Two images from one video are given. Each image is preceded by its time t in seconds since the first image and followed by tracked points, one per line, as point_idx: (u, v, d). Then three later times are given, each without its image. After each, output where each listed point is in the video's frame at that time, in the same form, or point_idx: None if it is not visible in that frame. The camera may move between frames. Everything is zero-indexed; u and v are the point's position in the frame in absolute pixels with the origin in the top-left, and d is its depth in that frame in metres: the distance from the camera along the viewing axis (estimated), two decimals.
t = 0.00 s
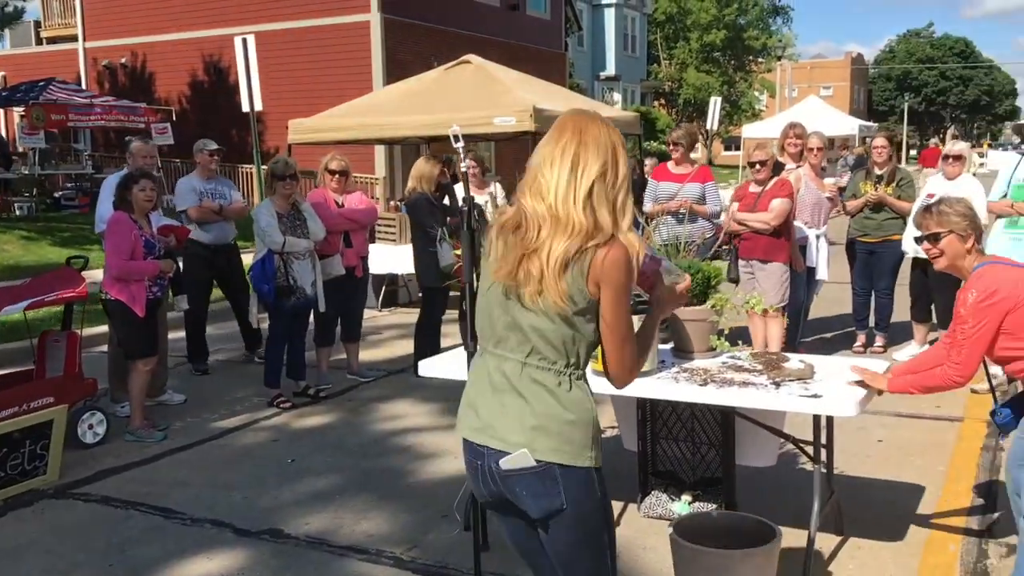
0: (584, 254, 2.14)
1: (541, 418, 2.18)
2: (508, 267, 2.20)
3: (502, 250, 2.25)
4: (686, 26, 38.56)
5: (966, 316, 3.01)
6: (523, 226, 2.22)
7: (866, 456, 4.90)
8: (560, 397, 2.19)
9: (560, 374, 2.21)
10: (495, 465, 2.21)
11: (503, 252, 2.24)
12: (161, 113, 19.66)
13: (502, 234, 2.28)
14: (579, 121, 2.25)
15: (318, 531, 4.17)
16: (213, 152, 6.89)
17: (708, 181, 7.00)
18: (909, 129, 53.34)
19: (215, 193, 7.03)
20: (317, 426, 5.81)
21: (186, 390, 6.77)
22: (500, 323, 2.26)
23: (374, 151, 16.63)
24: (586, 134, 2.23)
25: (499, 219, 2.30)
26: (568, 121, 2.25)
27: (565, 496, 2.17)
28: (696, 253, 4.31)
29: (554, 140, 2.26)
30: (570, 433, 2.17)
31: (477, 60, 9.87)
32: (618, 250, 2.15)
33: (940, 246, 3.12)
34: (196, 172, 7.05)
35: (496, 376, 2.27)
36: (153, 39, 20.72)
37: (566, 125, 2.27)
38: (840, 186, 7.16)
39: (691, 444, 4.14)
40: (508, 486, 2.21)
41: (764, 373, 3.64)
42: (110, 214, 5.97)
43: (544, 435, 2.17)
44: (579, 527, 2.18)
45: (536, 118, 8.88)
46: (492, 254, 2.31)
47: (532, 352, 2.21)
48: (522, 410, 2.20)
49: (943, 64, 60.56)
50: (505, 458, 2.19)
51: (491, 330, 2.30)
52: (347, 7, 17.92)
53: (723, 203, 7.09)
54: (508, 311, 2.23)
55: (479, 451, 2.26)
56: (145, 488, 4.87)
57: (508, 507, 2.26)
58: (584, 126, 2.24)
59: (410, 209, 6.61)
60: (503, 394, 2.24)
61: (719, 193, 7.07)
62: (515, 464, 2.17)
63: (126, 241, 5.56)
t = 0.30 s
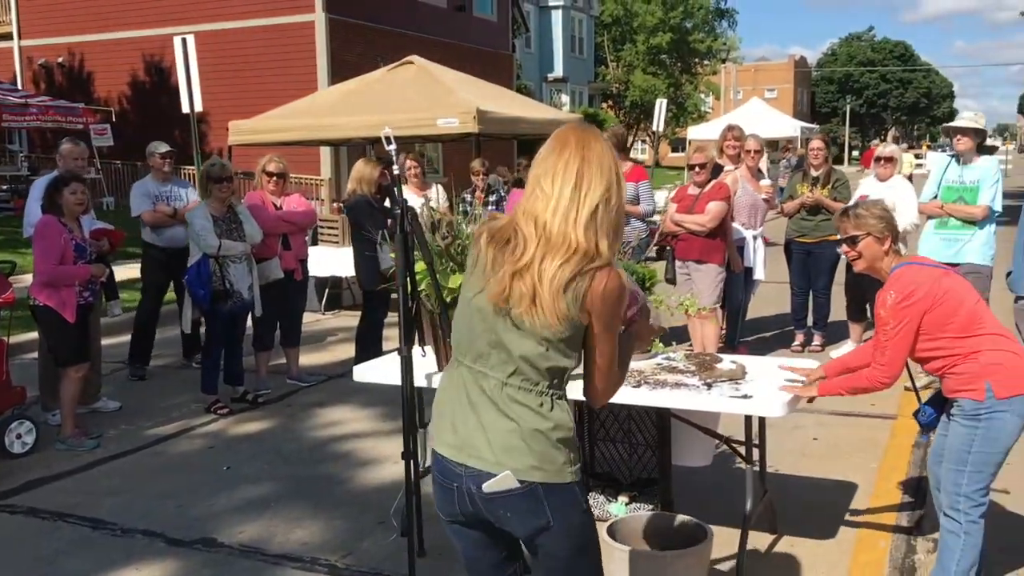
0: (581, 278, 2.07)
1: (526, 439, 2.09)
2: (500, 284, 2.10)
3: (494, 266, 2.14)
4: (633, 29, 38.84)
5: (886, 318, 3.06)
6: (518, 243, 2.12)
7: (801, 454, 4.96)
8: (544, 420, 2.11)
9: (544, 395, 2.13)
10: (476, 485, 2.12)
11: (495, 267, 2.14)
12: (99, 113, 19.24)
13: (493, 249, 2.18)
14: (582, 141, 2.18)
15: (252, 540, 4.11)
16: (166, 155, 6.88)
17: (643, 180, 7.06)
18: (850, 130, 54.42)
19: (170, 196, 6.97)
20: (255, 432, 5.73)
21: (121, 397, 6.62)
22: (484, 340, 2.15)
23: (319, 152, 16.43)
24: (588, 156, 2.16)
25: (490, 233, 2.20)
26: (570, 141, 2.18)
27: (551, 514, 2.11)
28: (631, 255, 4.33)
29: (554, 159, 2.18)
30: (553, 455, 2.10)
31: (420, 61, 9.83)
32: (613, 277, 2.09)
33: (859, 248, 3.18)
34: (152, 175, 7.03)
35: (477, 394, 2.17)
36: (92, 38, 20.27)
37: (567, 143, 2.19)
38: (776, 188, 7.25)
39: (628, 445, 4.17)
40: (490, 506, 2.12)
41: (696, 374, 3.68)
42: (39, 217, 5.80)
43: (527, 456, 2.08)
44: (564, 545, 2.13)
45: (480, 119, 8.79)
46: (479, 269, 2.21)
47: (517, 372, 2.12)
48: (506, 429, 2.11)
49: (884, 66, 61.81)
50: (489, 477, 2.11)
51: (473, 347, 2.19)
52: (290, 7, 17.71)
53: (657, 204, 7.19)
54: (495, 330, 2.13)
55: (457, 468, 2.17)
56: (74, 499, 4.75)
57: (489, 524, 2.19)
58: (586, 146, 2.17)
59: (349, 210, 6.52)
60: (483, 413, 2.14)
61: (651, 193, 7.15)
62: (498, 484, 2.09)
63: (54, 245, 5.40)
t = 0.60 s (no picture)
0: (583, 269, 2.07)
1: (549, 441, 2.05)
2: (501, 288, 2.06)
3: (488, 273, 2.09)
4: (597, 30, 38.96)
5: (834, 317, 3.09)
6: (512, 247, 2.09)
7: (756, 453, 4.98)
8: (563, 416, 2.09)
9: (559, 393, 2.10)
10: (491, 499, 2.05)
11: (490, 274, 2.09)
12: (56, 113, 18.91)
13: (483, 256, 2.12)
14: (559, 137, 2.17)
15: (203, 545, 4.06)
16: (127, 155, 6.76)
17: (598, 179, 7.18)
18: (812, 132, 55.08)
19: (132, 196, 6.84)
20: (210, 436, 5.67)
21: (74, 401, 6.51)
22: (489, 348, 2.10)
23: (282, 152, 16.27)
24: (568, 153, 2.15)
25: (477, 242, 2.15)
26: (550, 139, 2.16)
27: (566, 528, 2.07)
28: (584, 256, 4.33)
29: (532, 158, 2.16)
30: (575, 453, 2.07)
31: (381, 61, 9.79)
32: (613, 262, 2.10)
33: (807, 249, 3.21)
34: (114, 175, 6.88)
35: (488, 404, 2.11)
36: (49, 36, 19.94)
37: (544, 142, 2.18)
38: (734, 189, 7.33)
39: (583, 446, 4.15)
40: (504, 521, 2.05)
41: (650, 373, 3.69)
42: None
43: (553, 457, 2.04)
44: (576, 555, 2.09)
45: (441, 120, 8.75)
46: (469, 280, 2.15)
47: (529, 374, 2.08)
48: (526, 434, 2.06)
49: (845, 68, 62.61)
50: (506, 490, 2.04)
51: (476, 357, 2.13)
52: (252, 7, 17.54)
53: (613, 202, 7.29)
54: (499, 335, 2.09)
55: (471, 484, 2.08)
56: (23, 505, 4.66)
57: (497, 540, 2.12)
58: (564, 142, 2.16)
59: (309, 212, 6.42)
60: (500, 423, 2.08)
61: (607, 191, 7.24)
62: (515, 498, 2.02)
63: (5, 245, 5.26)
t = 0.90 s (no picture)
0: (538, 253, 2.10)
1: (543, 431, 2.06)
2: (469, 288, 2.04)
3: (451, 276, 2.06)
4: (573, 30, 39.03)
5: (801, 317, 3.09)
6: (468, 246, 2.07)
7: (725, 453, 4.99)
8: (550, 400, 2.10)
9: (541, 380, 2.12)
10: (486, 505, 2.02)
11: (453, 278, 2.06)
12: (24, 114, 18.69)
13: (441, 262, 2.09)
14: (480, 134, 2.19)
15: (166, 550, 4.00)
16: (89, 157, 6.63)
17: (565, 180, 7.19)
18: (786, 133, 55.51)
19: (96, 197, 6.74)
20: (176, 440, 5.61)
21: (38, 405, 6.41)
22: (467, 351, 2.08)
23: (254, 153, 16.15)
24: (509, 147, 2.16)
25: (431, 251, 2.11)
26: (486, 137, 2.16)
27: (562, 531, 2.05)
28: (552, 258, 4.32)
29: (465, 160, 2.16)
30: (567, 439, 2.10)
31: (353, 61, 9.74)
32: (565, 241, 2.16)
33: (774, 249, 3.20)
34: (78, 175, 6.79)
35: (476, 407, 2.08)
36: (17, 35, 19.69)
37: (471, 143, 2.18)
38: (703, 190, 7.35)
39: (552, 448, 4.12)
40: (500, 527, 2.03)
41: (616, 374, 3.68)
42: None
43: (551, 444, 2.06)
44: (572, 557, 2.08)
45: (413, 120, 8.71)
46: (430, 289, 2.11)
47: (513, 368, 2.08)
48: (521, 428, 2.06)
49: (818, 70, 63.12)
50: (502, 495, 2.02)
51: (455, 366, 2.10)
52: (224, 6, 17.41)
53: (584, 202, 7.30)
54: (475, 336, 2.07)
55: (466, 490, 2.05)
56: None
57: (493, 547, 2.09)
58: (488, 136, 2.18)
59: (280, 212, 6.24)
60: (494, 423, 2.06)
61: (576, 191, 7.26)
62: (512, 501, 2.01)
63: None
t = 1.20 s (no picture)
0: (518, 265, 2.05)
1: (498, 443, 2.02)
2: (438, 289, 2.01)
3: (422, 273, 2.03)
4: (549, 31, 39.04)
5: (774, 316, 3.07)
6: (446, 245, 2.04)
7: (699, 453, 4.97)
8: (510, 416, 2.06)
9: (504, 393, 2.07)
10: (452, 507, 2.00)
11: (425, 275, 2.03)
12: None
13: (414, 256, 2.06)
14: (475, 130, 2.15)
15: (133, 557, 3.93)
16: (56, 157, 6.51)
17: (540, 181, 7.20)
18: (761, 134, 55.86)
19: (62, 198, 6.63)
20: (145, 444, 5.53)
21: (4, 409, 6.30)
22: (430, 351, 2.04)
23: (228, 153, 16.01)
24: (494, 145, 2.13)
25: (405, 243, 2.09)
26: (469, 131, 2.14)
27: (523, 529, 2.06)
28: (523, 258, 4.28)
29: (455, 154, 2.13)
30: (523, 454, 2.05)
31: (327, 61, 9.68)
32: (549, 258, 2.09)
33: (749, 247, 3.18)
34: (41, 176, 6.67)
35: (431, 409, 2.04)
36: None
37: (463, 137, 2.15)
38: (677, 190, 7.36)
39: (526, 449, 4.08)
40: (464, 528, 2.01)
41: (589, 375, 3.66)
42: None
43: (504, 460, 2.02)
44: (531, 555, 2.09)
45: (387, 120, 8.65)
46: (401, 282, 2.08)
47: (475, 375, 2.04)
48: (474, 436, 2.02)
49: (793, 71, 63.55)
50: (466, 496, 1.99)
51: (416, 362, 2.07)
52: (197, 5, 17.23)
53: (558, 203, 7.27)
54: (440, 338, 2.03)
55: (426, 493, 2.02)
56: None
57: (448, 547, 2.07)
58: (483, 133, 2.14)
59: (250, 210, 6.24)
60: (447, 428, 2.03)
61: (550, 191, 7.25)
62: (479, 501, 1.99)
63: None
